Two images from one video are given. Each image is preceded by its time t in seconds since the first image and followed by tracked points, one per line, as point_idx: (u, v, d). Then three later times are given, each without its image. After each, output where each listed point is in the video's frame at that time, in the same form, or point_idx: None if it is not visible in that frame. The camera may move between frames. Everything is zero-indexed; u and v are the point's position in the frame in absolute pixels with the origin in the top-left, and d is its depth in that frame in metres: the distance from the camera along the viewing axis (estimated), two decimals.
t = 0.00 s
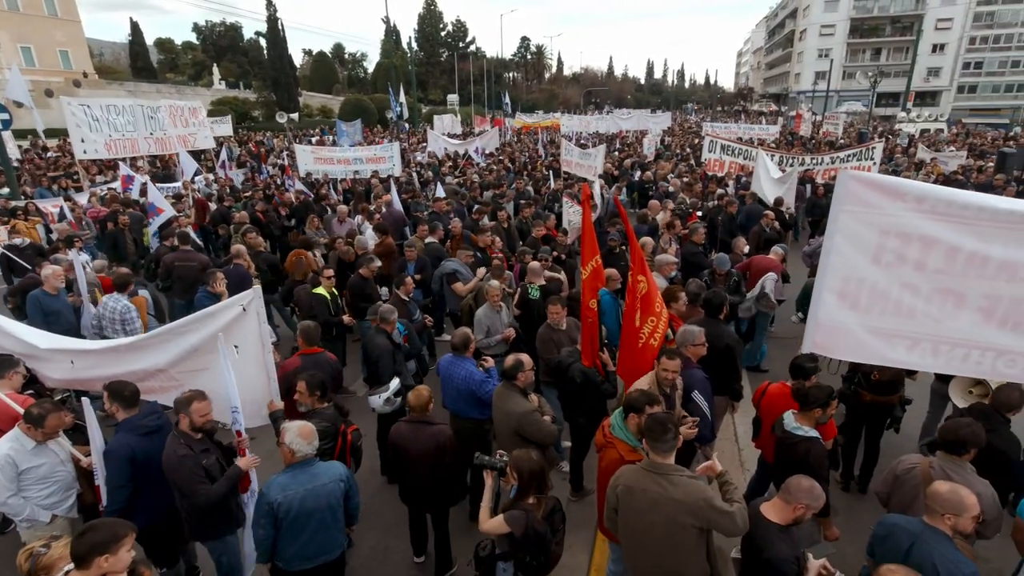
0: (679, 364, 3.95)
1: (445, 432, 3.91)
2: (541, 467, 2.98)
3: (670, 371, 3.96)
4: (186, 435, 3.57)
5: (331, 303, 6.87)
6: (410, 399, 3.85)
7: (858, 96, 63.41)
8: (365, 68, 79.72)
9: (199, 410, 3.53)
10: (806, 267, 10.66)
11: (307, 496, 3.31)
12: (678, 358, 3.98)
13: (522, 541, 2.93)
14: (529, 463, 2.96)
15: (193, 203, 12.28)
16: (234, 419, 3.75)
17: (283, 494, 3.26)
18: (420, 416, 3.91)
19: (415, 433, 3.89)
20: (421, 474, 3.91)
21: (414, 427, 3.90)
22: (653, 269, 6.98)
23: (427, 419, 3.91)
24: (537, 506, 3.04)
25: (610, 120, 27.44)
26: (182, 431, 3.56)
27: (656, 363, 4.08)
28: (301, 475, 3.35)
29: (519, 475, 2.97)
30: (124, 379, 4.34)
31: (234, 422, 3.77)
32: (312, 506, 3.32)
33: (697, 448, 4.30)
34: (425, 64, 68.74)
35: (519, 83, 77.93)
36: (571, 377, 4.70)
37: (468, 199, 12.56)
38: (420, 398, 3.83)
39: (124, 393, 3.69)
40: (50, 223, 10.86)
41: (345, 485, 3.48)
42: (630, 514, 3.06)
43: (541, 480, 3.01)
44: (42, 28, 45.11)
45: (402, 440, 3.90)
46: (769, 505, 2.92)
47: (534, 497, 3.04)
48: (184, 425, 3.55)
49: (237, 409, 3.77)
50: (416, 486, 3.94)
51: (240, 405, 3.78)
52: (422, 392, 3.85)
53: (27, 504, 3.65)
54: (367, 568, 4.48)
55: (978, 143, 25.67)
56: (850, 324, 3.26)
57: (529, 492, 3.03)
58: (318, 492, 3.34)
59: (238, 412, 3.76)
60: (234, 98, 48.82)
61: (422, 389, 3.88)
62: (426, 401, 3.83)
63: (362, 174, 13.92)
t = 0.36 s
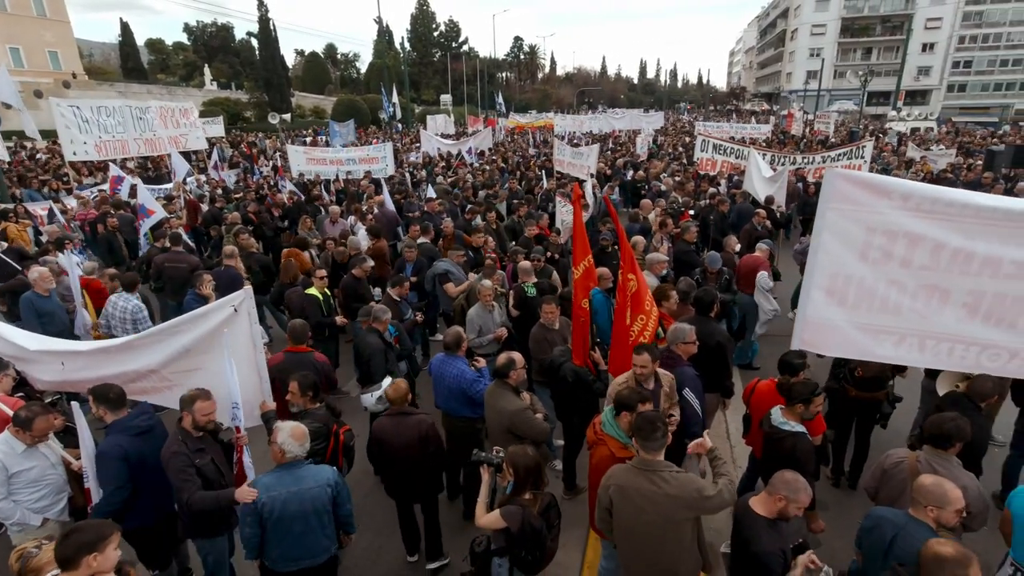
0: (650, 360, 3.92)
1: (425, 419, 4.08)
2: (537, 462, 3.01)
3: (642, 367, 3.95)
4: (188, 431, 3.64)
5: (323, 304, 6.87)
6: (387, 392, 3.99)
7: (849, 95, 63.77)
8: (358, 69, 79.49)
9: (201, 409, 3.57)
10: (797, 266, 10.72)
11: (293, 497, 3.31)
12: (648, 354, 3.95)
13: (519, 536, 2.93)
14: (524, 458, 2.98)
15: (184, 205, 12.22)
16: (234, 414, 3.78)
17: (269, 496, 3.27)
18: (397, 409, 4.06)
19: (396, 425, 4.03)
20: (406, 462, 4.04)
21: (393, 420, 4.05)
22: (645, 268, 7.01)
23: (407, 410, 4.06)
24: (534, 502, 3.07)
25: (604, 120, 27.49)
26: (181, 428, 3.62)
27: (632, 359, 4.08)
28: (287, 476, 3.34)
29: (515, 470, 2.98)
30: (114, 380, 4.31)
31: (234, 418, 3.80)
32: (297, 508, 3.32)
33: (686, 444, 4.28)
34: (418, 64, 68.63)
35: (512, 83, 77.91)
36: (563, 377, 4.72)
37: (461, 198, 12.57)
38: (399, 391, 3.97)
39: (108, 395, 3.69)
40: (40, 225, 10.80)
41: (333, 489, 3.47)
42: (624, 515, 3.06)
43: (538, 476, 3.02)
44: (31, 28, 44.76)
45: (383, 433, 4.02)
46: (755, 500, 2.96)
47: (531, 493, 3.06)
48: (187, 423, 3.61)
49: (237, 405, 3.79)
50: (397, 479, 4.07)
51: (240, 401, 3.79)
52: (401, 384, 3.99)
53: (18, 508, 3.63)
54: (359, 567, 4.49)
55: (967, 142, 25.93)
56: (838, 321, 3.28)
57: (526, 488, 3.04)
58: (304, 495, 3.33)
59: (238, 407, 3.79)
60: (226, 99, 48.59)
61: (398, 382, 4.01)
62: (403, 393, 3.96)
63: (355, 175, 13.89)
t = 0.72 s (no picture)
0: (628, 358, 3.94)
1: (417, 415, 4.11)
2: (532, 462, 3.01)
3: (622, 366, 3.97)
4: (183, 433, 3.63)
5: (316, 306, 6.84)
6: (378, 389, 4.01)
7: (840, 95, 64.22)
8: (349, 70, 79.33)
9: (198, 411, 3.56)
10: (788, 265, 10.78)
11: (285, 500, 3.29)
12: (626, 352, 3.98)
13: (513, 538, 2.92)
14: (519, 459, 2.98)
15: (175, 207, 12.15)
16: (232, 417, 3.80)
17: (261, 499, 3.25)
18: (389, 405, 4.09)
19: (388, 421, 4.06)
20: (400, 458, 4.07)
21: (385, 417, 4.07)
22: (637, 267, 7.03)
23: (399, 406, 4.10)
24: (529, 503, 3.07)
25: (596, 121, 27.55)
26: (177, 430, 3.61)
27: (613, 359, 4.11)
28: (279, 479, 3.32)
29: (510, 471, 2.99)
30: (105, 385, 4.27)
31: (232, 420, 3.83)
32: (288, 511, 3.30)
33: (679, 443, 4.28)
34: (411, 66, 68.59)
35: (504, 84, 77.93)
36: (556, 377, 4.73)
37: (453, 199, 12.56)
38: (388, 387, 4.02)
39: (98, 400, 3.64)
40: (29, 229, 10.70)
41: (326, 491, 3.45)
42: (619, 513, 3.06)
43: (533, 476, 3.02)
44: (18, 30, 44.39)
45: (377, 430, 4.04)
46: (745, 496, 2.98)
47: (526, 493, 3.06)
48: (183, 424, 3.59)
49: (235, 408, 3.79)
50: (393, 475, 4.10)
51: (236, 404, 3.80)
52: (390, 381, 4.04)
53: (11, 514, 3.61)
54: (353, 569, 4.48)
55: (956, 141, 26.17)
56: (828, 318, 3.30)
57: (521, 489, 3.04)
58: (295, 498, 3.32)
59: (236, 411, 3.80)
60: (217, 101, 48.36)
61: (388, 379, 4.05)
62: (393, 389, 4.01)
63: (347, 177, 13.86)
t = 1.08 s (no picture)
0: (613, 359, 3.94)
1: (416, 411, 4.13)
2: (529, 464, 3.02)
3: (607, 366, 3.97)
4: (178, 437, 3.61)
5: (310, 308, 6.81)
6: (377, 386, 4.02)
7: (832, 95, 64.57)
8: (342, 70, 79.15)
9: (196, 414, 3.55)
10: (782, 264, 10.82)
11: (280, 503, 3.28)
12: (611, 352, 3.98)
13: (512, 542, 2.91)
14: (516, 461, 2.99)
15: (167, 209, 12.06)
16: (228, 420, 3.78)
17: (256, 504, 3.24)
18: (389, 401, 4.11)
19: (388, 417, 4.06)
20: (400, 453, 4.08)
21: (385, 413, 4.07)
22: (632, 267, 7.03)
23: (399, 403, 4.11)
24: (527, 505, 3.05)
25: (590, 121, 27.58)
26: (173, 434, 3.60)
27: (598, 360, 4.10)
28: (273, 483, 3.30)
29: (507, 473, 3.00)
30: (98, 389, 4.24)
31: (228, 423, 3.81)
32: (283, 514, 3.29)
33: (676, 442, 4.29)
34: (404, 66, 68.51)
35: (498, 85, 77.91)
36: (552, 378, 4.73)
37: (447, 200, 12.53)
38: (388, 383, 4.04)
39: (90, 405, 3.65)
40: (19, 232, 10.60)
41: (320, 494, 3.43)
42: (612, 513, 3.06)
43: (529, 477, 3.03)
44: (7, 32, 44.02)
45: (377, 425, 4.04)
46: (738, 494, 2.98)
47: (523, 496, 3.05)
48: (180, 427, 3.57)
49: (231, 411, 3.77)
50: (393, 470, 4.10)
51: (234, 406, 3.78)
52: (390, 377, 4.06)
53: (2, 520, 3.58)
54: (351, 570, 4.46)
55: (946, 140, 26.42)
56: (823, 317, 3.31)
57: (518, 491, 3.05)
58: (289, 501, 3.30)
59: (232, 413, 3.79)
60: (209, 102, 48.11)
61: (386, 376, 4.06)
62: (393, 384, 4.04)
63: (341, 178, 13.80)
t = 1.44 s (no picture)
0: (602, 363, 3.95)
1: (413, 407, 4.15)
2: (525, 464, 3.02)
3: (596, 369, 3.98)
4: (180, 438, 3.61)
5: (309, 309, 6.81)
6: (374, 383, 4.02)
7: (829, 94, 64.69)
8: (339, 72, 79.09)
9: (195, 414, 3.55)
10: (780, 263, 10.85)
11: (278, 507, 3.28)
12: (600, 356, 3.99)
13: (513, 543, 2.92)
14: (513, 462, 2.99)
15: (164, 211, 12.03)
16: (228, 421, 3.78)
17: (255, 507, 3.24)
18: (385, 398, 4.11)
19: (384, 413, 4.07)
20: (397, 448, 4.10)
21: (381, 409, 4.08)
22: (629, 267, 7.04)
23: (395, 400, 4.12)
24: (525, 505, 3.05)
25: (587, 121, 27.60)
26: (175, 434, 3.59)
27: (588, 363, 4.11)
28: (272, 487, 3.30)
29: (504, 473, 3.01)
30: (96, 392, 4.23)
31: (228, 424, 3.80)
32: (282, 518, 3.29)
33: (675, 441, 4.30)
34: (401, 67, 68.49)
35: (495, 86, 77.93)
36: (551, 377, 4.74)
37: (445, 201, 12.52)
38: (384, 380, 4.03)
39: (85, 409, 3.60)
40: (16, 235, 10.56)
41: (320, 498, 3.43)
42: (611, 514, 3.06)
43: (527, 477, 3.04)
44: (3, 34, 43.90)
45: (373, 421, 4.05)
46: (736, 493, 2.98)
47: (521, 496, 3.05)
48: (180, 428, 3.56)
49: (231, 412, 3.77)
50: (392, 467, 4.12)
51: (233, 407, 3.78)
52: (387, 374, 4.04)
53: None
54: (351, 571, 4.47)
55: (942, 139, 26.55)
56: (820, 315, 3.33)
57: (516, 492, 3.05)
58: (288, 505, 3.30)
59: (232, 414, 3.78)
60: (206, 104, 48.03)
61: (383, 373, 4.06)
62: (389, 381, 4.02)
63: (338, 179, 13.78)
